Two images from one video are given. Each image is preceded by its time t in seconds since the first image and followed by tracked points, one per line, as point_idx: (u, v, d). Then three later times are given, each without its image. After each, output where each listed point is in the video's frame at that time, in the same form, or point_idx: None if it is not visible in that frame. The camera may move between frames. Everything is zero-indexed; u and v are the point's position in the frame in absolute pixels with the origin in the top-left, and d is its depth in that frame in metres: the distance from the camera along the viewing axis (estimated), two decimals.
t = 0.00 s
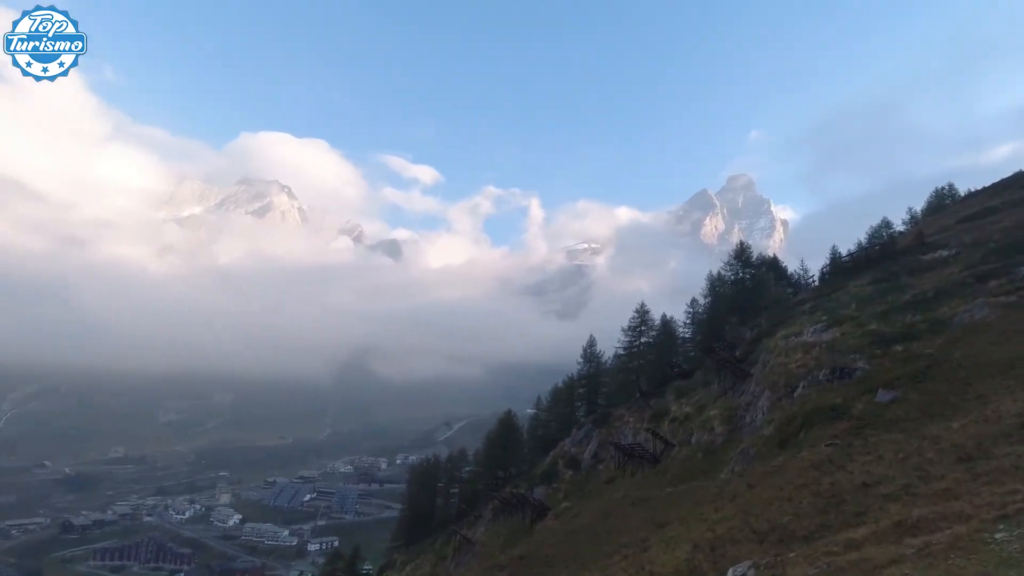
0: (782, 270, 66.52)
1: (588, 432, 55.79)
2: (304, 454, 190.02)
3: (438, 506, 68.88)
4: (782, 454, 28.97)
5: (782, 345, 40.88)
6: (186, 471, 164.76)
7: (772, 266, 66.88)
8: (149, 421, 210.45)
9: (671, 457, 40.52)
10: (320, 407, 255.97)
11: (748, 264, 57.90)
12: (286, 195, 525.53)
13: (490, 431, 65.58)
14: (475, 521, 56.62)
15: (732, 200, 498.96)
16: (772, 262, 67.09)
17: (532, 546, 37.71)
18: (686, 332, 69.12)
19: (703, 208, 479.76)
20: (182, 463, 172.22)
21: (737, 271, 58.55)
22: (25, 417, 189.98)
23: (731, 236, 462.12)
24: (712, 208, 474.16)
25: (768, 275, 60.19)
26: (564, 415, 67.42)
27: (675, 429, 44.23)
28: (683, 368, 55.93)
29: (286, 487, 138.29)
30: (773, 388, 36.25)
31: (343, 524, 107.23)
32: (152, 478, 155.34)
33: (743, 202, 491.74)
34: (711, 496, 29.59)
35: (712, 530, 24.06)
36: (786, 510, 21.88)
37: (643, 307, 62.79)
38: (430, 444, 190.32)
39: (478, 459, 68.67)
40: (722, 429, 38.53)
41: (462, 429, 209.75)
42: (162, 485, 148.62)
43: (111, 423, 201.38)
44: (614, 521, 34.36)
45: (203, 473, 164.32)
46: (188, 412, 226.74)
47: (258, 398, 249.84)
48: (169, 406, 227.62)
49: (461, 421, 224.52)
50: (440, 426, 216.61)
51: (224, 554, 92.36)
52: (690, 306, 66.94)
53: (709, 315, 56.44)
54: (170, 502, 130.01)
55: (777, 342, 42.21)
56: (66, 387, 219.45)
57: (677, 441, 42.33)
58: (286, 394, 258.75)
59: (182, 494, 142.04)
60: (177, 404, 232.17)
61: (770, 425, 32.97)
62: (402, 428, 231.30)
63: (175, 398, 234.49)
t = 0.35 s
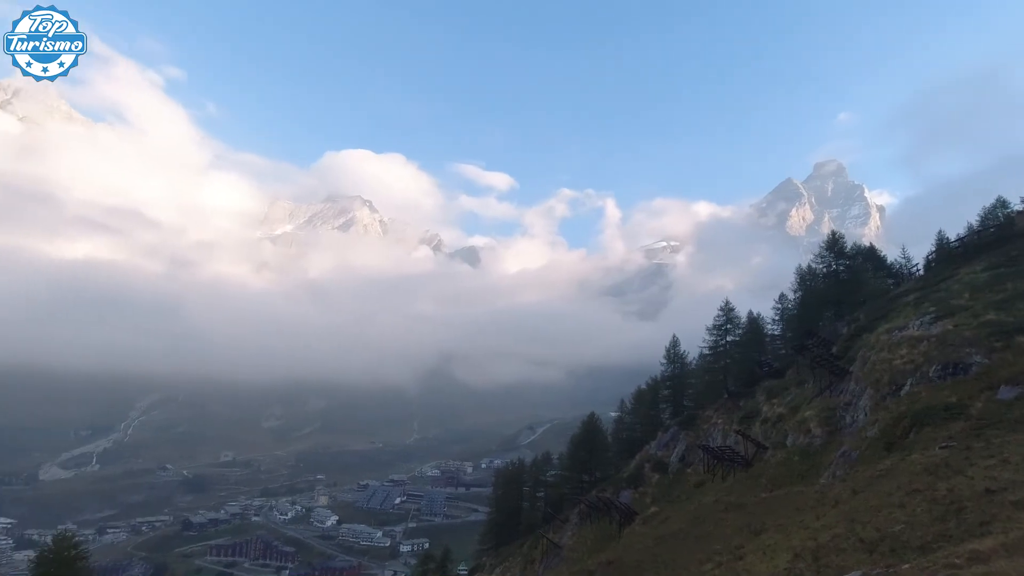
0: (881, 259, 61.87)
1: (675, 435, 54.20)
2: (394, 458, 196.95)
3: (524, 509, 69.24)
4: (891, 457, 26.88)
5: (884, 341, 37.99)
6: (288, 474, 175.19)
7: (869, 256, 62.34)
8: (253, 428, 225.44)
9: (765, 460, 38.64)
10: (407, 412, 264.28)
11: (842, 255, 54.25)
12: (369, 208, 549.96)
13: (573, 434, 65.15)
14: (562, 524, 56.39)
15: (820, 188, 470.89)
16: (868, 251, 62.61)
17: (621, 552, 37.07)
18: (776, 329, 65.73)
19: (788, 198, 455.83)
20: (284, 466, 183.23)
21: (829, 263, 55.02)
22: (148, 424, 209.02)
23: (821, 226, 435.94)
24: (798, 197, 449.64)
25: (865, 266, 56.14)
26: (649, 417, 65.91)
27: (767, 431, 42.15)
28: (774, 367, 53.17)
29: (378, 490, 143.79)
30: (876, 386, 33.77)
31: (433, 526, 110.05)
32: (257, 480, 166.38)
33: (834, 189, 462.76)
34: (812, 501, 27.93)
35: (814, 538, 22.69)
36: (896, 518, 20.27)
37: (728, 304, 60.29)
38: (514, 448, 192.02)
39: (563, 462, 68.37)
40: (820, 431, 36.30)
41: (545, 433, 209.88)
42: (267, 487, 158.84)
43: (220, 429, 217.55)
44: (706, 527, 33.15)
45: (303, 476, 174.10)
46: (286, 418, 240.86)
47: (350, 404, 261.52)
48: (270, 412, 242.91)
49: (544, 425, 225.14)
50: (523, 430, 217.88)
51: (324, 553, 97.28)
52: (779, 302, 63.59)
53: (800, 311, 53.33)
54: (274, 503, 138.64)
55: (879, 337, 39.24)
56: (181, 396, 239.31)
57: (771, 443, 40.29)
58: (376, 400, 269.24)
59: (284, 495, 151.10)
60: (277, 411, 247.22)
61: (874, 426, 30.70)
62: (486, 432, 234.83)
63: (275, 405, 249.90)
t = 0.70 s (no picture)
0: (983, 248, 56.91)
1: (757, 439, 51.90)
2: (470, 464, 199.75)
3: (602, 516, 68.28)
4: (1003, 464, 24.59)
5: (990, 336, 34.89)
6: (370, 479, 181.46)
7: (969, 244, 57.46)
8: (336, 435, 235.17)
9: (858, 466, 36.32)
10: (482, 418, 267.40)
11: (938, 245, 50.29)
12: (438, 219, 561.64)
13: (650, 439, 63.72)
14: (641, 532, 55.22)
15: (910, 174, 439.33)
16: (967, 239, 57.82)
17: (705, 561, 35.83)
18: (865, 326, 61.77)
19: (873, 186, 428.06)
20: (366, 472, 189.82)
21: (923, 254, 51.11)
22: (242, 432, 222.41)
23: (912, 214, 406.12)
24: (885, 185, 421.36)
25: (965, 255, 51.73)
26: (729, 422, 63.47)
27: (860, 434, 39.63)
28: (865, 366, 49.92)
29: (456, 495, 146.11)
30: (982, 386, 31.07)
31: (510, 532, 110.51)
32: (342, 485, 173.30)
33: (925, 174, 430.60)
34: (914, 511, 25.95)
35: (918, 549, 21.08)
36: (1014, 530, 18.51)
37: (811, 302, 57.19)
38: (589, 454, 190.15)
39: (640, 468, 66.93)
40: (920, 435, 33.76)
41: (621, 438, 206.50)
42: (351, 491, 165.14)
43: (307, 437, 228.29)
44: (795, 536, 31.53)
45: (384, 481, 179.66)
46: (367, 425, 249.45)
47: (426, 411, 267.77)
48: (352, 419, 252.53)
49: (619, 430, 221.57)
50: (598, 435, 215.28)
51: (406, 557, 99.78)
52: (868, 297, 59.75)
53: (892, 306, 49.84)
54: (358, 507, 143.88)
55: (985, 331, 36.05)
56: (271, 405, 253.05)
57: (864, 448, 37.81)
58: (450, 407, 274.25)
59: (367, 500, 156.43)
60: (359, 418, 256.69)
61: (982, 429, 28.26)
62: (560, 438, 233.79)
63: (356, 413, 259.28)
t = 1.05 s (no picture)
0: None
1: (845, 445, 49.02)
2: (543, 470, 199.35)
3: (679, 525, 66.36)
4: None
5: None
6: (445, 486, 184.63)
7: None
8: (411, 443, 240.78)
9: (962, 473, 33.55)
10: (553, 425, 266.48)
11: None
12: (503, 228, 567.60)
13: (727, 445, 61.48)
14: (722, 541, 53.24)
15: (1009, 154, 403.90)
16: None
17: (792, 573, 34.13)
18: (962, 322, 57.19)
19: (966, 170, 396.38)
20: (441, 479, 193.24)
21: None
22: (323, 440, 231.85)
23: (1013, 197, 372.50)
24: (980, 168, 389.30)
25: None
26: (813, 425, 60.29)
27: (962, 438, 36.64)
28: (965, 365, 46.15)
29: (530, 503, 146.06)
30: None
31: (586, 540, 109.38)
32: (418, 492, 177.21)
33: None
34: None
35: None
36: None
37: (900, 297, 53.55)
38: (664, 460, 185.21)
39: (718, 475, 64.62)
40: None
41: (697, 443, 200.07)
42: (427, 498, 168.53)
43: (383, 445, 235.12)
44: (892, 548, 29.46)
45: (458, 488, 182.33)
46: (441, 433, 254.02)
47: (498, 418, 269.71)
48: (426, 427, 257.94)
49: (694, 435, 214.81)
50: (672, 441, 209.61)
51: (482, 564, 100.70)
52: (965, 290, 55.23)
53: (993, 299, 45.93)
54: (434, 514, 146.58)
55: None
56: (349, 414, 262.68)
57: (968, 453, 34.92)
58: (521, 415, 275.10)
59: (442, 507, 159.12)
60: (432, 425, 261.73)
61: None
62: (633, 444, 229.20)
63: (430, 421, 264.60)
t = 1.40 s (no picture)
0: None
1: (937, 451, 45.72)
2: (611, 479, 196.12)
3: (756, 535, 63.68)
4: None
5: None
6: (513, 495, 184.94)
7: None
8: (478, 452, 242.66)
9: None
10: (620, 432, 262.06)
11: None
12: (562, 235, 565.38)
13: (805, 452, 58.64)
14: (803, 554, 50.66)
15: None
16: None
17: None
18: None
19: None
20: (508, 488, 193.57)
21: None
22: (393, 450, 237.54)
23: None
24: None
25: None
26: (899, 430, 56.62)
27: None
28: None
29: (599, 512, 143.89)
30: None
31: (657, 550, 106.58)
32: (486, 501, 178.24)
33: None
34: None
35: None
36: None
37: (994, 291, 49.64)
38: (736, 468, 178.40)
39: (796, 484, 61.70)
40: None
41: (772, 450, 191.55)
42: (495, 507, 169.15)
43: (451, 454, 238.37)
44: (996, 565, 27.12)
45: (525, 497, 182.15)
46: (507, 442, 254.75)
47: (563, 426, 267.96)
48: (492, 436, 259.51)
49: (769, 442, 205.73)
50: (745, 448, 201.58)
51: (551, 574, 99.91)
52: None
53: None
54: (503, 523, 146.86)
55: None
56: (417, 424, 268.05)
57: None
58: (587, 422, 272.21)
59: (510, 516, 159.25)
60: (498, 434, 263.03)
61: None
62: (704, 451, 222.12)
63: (496, 429, 266.03)
